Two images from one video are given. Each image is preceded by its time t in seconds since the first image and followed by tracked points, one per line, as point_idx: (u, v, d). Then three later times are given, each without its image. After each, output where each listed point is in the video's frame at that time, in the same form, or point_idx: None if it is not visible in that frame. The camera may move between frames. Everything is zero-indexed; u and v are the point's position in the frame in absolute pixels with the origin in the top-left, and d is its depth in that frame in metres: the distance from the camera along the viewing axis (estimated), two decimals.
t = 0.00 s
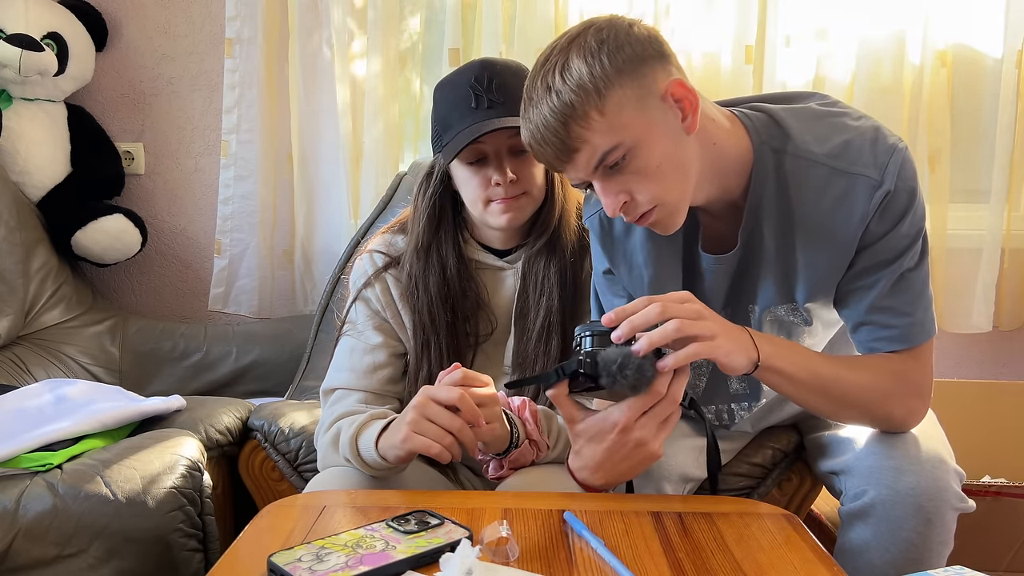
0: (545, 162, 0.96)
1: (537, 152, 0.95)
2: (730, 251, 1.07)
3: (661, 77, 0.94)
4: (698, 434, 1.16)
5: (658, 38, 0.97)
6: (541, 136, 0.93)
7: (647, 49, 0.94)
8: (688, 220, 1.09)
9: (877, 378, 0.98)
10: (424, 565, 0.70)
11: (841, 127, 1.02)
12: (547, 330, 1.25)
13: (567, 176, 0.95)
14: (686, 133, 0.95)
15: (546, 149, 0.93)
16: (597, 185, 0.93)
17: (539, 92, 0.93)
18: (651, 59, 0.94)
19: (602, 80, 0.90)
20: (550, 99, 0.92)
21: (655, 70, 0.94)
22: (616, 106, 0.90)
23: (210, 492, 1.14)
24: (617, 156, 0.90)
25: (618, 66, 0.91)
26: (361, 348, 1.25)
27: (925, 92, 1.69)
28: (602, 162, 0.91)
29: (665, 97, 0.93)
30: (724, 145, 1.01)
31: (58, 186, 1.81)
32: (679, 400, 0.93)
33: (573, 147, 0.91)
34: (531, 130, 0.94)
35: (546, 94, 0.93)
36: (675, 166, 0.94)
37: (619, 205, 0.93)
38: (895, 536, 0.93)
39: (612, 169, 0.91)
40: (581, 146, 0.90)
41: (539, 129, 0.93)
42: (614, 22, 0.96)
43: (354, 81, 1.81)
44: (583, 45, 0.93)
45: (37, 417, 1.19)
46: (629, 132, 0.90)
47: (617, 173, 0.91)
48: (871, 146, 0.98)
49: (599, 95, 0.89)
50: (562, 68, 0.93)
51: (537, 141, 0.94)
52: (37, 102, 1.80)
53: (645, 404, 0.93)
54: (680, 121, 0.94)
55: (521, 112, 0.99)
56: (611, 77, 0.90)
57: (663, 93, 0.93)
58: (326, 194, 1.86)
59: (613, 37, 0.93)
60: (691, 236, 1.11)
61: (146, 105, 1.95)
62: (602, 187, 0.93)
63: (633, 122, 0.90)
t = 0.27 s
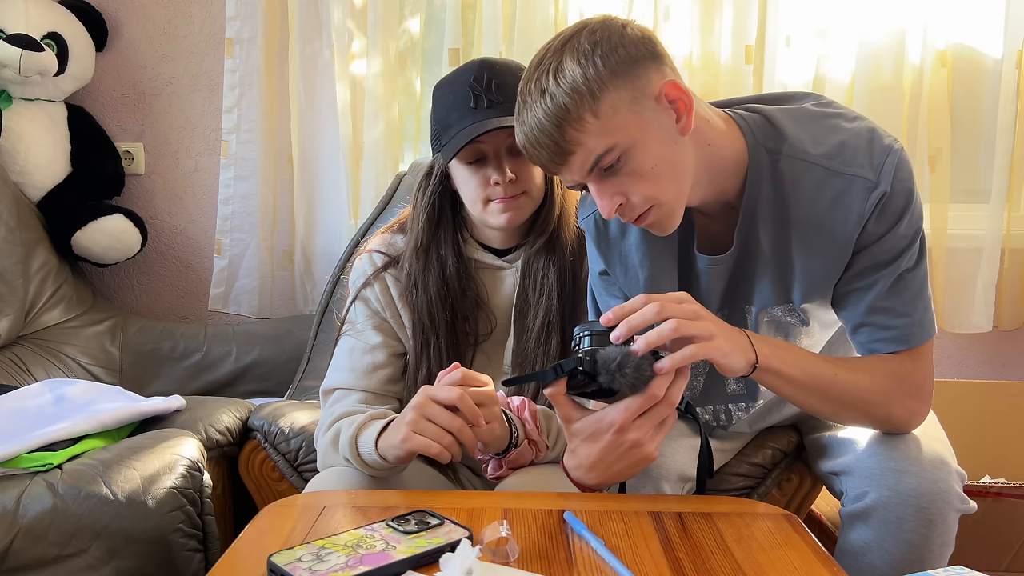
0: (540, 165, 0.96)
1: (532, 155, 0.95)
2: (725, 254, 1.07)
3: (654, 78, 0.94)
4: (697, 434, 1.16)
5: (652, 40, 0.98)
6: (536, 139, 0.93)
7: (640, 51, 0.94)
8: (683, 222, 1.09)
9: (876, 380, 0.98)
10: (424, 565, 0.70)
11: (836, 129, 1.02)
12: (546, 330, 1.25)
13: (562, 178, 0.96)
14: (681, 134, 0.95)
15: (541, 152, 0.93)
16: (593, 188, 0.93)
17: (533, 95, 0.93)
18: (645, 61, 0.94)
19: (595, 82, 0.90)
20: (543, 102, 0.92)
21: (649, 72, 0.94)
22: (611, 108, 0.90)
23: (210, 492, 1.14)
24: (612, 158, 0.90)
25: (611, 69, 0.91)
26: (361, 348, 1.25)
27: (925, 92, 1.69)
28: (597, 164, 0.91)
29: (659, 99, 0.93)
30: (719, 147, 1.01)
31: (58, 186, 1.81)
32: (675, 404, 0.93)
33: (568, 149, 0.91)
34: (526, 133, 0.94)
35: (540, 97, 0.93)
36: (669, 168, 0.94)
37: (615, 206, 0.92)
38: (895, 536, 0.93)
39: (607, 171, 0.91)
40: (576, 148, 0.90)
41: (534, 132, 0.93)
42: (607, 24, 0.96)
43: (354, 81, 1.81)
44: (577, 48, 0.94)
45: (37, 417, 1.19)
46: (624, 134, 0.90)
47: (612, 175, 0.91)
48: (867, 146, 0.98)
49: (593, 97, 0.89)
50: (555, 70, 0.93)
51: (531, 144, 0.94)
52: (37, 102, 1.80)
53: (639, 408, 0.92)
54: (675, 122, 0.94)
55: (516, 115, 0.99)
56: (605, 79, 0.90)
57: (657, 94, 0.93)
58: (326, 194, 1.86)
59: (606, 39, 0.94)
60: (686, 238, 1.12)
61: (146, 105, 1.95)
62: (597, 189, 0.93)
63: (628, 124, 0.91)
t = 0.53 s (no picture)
0: (539, 168, 0.96)
1: (531, 158, 0.95)
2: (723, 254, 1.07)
3: (652, 80, 0.94)
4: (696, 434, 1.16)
5: (649, 41, 0.98)
6: (535, 142, 0.93)
7: (638, 54, 0.94)
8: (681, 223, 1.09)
9: (875, 380, 0.98)
10: (424, 565, 0.70)
11: (835, 129, 1.02)
12: (546, 330, 1.25)
13: (561, 181, 0.95)
14: (680, 136, 0.95)
15: (540, 155, 0.93)
16: (592, 190, 0.93)
17: (531, 99, 0.93)
18: (642, 63, 0.94)
19: (594, 85, 0.90)
20: (542, 105, 0.92)
21: (647, 75, 0.94)
22: (609, 111, 0.90)
23: (210, 492, 1.14)
24: (611, 160, 0.90)
25: (609, 71, 0.91)
26: (361, 348, 1.25)
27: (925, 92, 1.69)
28: (596, 167, 0.91)
29: (657, 101, 0.93)
30: (717, 147, 1.01)
31: (58, 186, 1.81)
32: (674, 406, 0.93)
33: (567, 153, 0.91)
34: (525, 136, 0.94)
35: (538, 100, 0.93)
36: (667, 170, 0.94)
37: (614, 208, 0.92)
38: (896, 537, 0.93)
39: (606, 173, 0.91)
40: (574, 152, 0.90)
41: (532, 135, 0.93)
42: (605, 26, 0.96)
43: (354, 81, 1.81)
44: (575, 50, 0.94)
45: (37, 417, 1.19)
46: (623, 137, 0.90)
47: (611, 178, 0.92)
48: (865, 147, 0.98)
49: (591, 100, 0.89)
50: (553, 74, 0.93)
51: (530, 147, 0.94)
52: (37, 102, 1.80)
53: (637, 410, 0.93)
54: (673, 124, 0.94)
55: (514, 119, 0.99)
56: (603, 82, 0.90)
57: (655, 96, 0.93)
58: (326, 194, 1.86)
59: (604, 42, 0.94)
60: (684, 239, 1.12)
61: (146, 105, 1.95)
62: (597, 192, 0.93)
63: (627, 126, 0.91)
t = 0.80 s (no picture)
0: (538, 170, 0.96)
1: (530, 160, 0.95)
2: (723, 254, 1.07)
3: (651, 81, 0.94)
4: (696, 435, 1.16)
5: (648, 42, 0.97)
6: (533, 144, 0.93)
7: (636, 54, 0.94)
8: (681, 223, 1.09)
9: (875, 381, 0.98)
10: (424, 565, 0.70)
11: (834, 129, 1.02)
12: (546, 330, 1.25)
13: (560, 183, 0.95)
14: (679, 137, 0.95)
15: (539, 157, 0.93)
16: (592, 191, 0.93)
17: (530, 101, 0.93)
18: (641, 64, 0.94)
19: (592, 87, 0.90)
20: (540, 107, 0.92)
21: (645, 75, 0.94)
22: (608, 112, 0.90)
23: (210, 492, 1.15)
24: (610, 162, 0.90)
25: (608, 73, 0.91)
26: (361, 348, 1.25)
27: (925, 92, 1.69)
28: (595, 169, 0.91)
29: (656, 101, 0.93)
30: (717, 148, 1.01)
31: (58, 186, 1.81)
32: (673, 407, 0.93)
33: (566, 154, 0.91)
34: (524, 138, 0.94)
35: (537, 102, 0.93)
36: (666, 171, 0.94)
37: (613, 209, 0.93)
38: (896, 537, 0.93)
39: (605, 175, 0.91)
40: (573, 153, 0.90)
41: (531, 137, 0.93)
42: (603, 27, 0.96)
43: (354, 81, 1.81)
44: (573, 52, 0.93)
45: (37, 417, 1.19)
46: (622, 139, 0.90)
47: (610, 180, 0.92)
48: (865, 147, 0.98)
49: (590, 102, 0.89)
50: (552, 75, 0.93)
51: (529, 149, 0.94)
52: (37, 102, 1.80)
53: (636, 412, 0.93)
54: (672, 125, 0.94)
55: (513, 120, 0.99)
56: (601, 84, 0.90)
57: (654, 97, 0.93)
58: (326, 194, 1.86)
59: (602, 43, 0.93)
60: (684, 239, 1.12)
61: (146, 105, 1.95)
62: (596, 193, 0.93)
63: (625, 128, 0.91)
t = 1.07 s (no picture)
0: (537, 171, 0.97)
1: (528, 161, 0.96)
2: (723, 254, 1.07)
3: (649, 81, 0.94)
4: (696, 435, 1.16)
5: (645, 42, 0.97)
6: (532, 145, 0.93)
7: (633, 55, 0.94)
8: (681, 223, 1.09)
9: (875, 381, 0.98)
10: (424, 565, 0.70)
11: (834, 129, 1.02)
12: (546, 330, 1.25)
13: (559, 183, 0.95)
14: (676, 137, 0.95)
15: (537, 158, 0.93)
16: (590, 192, 0.93)
17: (527, 102, 0.93)
18: (638, 65, 0.94)
19: (589, 88, 0.90)
20: (537, 108, 0.92)
21: (643, 76, 0.94)
22: (605, 113, 0.90)
23: (210, 492, 1.15)
24: (608, 163, 0.90)
25: (605, 74, 0.91)
26: (361, 348, 1.25)
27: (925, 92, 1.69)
28: (593, 169, 0.91)
29: (653, 102, 0.93)
30: (717, 148, 1.01)
31: (58, 186, 1.81)
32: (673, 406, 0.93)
33: (564, 155, 0.91)
34: (522, 139, 0.94)
35: (534, 103, 0.93)
36: (665, 172, 0.94)
37: (612, 210, 0.93)
38: (896, 537, 0.93)
39: (603, 176, 0.91)
40: (571, 155, 0.90)
41: (528, 138, 0.93)
42: (600, 28, 0.96)
43: (354, 81, 1.81)
44: (570, 53, 0.93)
45: (37, 417, 1.19)
46: (619, 139, 0.90)
47: (608, 180, 0.92)
48: (865, 147, 0.98)
49: (587, 103, 0.89)
50: (549, 77, 0.93)
51: (527, 150, 0.94)
52: (37, 102, 1.80)
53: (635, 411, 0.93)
54: (670, 126, 0.94)
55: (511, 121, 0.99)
56: (598, 85, 0.90)
57: (651, 97, 0.93)
58: (326, 194, 1.86)
59: (599, 44, 0.93)
60: (684, 239, 1.12)
61: (146, 105, 1.95)
62: (594, 194, 0.93)
63: (623, 128, 0.90)
